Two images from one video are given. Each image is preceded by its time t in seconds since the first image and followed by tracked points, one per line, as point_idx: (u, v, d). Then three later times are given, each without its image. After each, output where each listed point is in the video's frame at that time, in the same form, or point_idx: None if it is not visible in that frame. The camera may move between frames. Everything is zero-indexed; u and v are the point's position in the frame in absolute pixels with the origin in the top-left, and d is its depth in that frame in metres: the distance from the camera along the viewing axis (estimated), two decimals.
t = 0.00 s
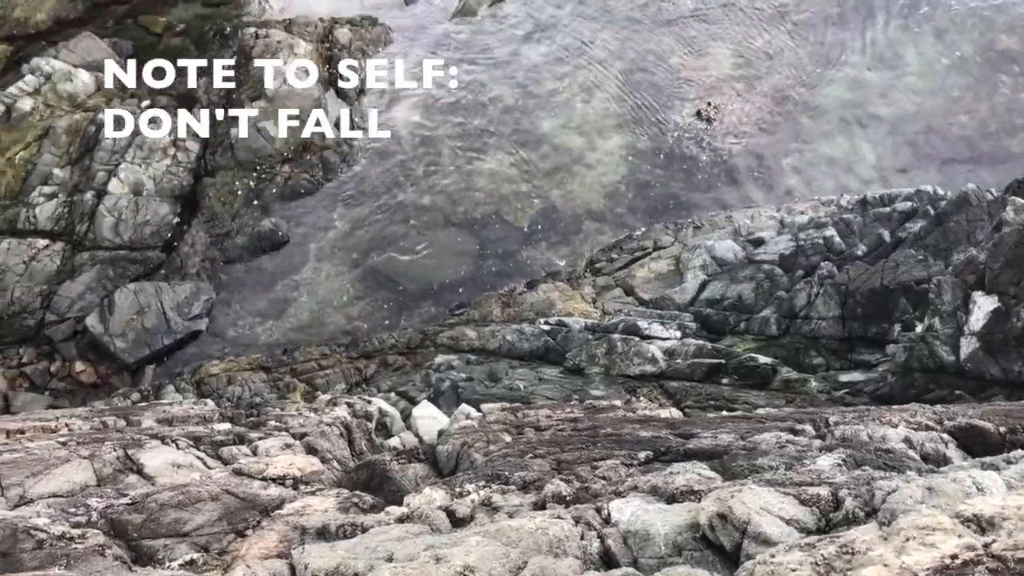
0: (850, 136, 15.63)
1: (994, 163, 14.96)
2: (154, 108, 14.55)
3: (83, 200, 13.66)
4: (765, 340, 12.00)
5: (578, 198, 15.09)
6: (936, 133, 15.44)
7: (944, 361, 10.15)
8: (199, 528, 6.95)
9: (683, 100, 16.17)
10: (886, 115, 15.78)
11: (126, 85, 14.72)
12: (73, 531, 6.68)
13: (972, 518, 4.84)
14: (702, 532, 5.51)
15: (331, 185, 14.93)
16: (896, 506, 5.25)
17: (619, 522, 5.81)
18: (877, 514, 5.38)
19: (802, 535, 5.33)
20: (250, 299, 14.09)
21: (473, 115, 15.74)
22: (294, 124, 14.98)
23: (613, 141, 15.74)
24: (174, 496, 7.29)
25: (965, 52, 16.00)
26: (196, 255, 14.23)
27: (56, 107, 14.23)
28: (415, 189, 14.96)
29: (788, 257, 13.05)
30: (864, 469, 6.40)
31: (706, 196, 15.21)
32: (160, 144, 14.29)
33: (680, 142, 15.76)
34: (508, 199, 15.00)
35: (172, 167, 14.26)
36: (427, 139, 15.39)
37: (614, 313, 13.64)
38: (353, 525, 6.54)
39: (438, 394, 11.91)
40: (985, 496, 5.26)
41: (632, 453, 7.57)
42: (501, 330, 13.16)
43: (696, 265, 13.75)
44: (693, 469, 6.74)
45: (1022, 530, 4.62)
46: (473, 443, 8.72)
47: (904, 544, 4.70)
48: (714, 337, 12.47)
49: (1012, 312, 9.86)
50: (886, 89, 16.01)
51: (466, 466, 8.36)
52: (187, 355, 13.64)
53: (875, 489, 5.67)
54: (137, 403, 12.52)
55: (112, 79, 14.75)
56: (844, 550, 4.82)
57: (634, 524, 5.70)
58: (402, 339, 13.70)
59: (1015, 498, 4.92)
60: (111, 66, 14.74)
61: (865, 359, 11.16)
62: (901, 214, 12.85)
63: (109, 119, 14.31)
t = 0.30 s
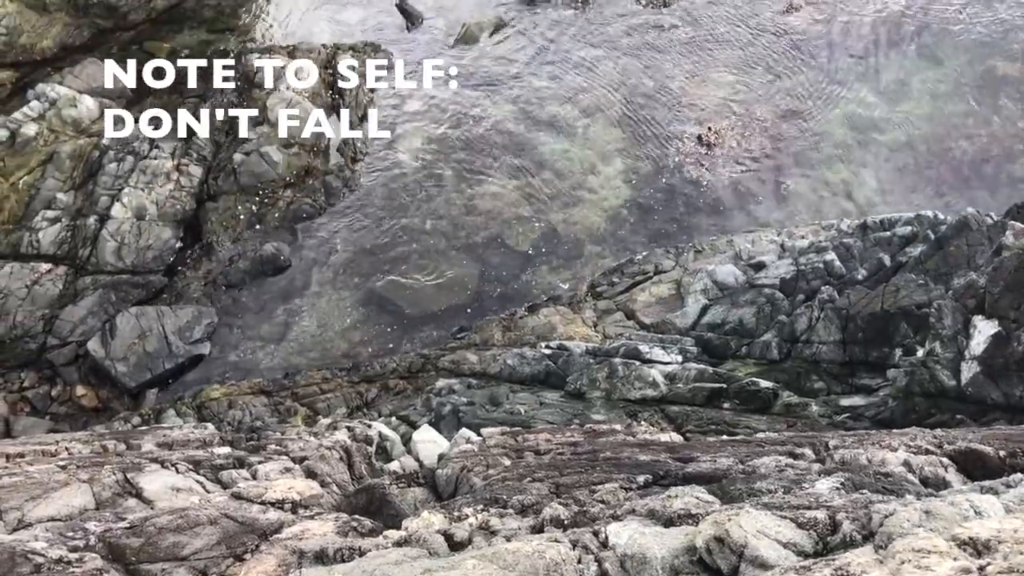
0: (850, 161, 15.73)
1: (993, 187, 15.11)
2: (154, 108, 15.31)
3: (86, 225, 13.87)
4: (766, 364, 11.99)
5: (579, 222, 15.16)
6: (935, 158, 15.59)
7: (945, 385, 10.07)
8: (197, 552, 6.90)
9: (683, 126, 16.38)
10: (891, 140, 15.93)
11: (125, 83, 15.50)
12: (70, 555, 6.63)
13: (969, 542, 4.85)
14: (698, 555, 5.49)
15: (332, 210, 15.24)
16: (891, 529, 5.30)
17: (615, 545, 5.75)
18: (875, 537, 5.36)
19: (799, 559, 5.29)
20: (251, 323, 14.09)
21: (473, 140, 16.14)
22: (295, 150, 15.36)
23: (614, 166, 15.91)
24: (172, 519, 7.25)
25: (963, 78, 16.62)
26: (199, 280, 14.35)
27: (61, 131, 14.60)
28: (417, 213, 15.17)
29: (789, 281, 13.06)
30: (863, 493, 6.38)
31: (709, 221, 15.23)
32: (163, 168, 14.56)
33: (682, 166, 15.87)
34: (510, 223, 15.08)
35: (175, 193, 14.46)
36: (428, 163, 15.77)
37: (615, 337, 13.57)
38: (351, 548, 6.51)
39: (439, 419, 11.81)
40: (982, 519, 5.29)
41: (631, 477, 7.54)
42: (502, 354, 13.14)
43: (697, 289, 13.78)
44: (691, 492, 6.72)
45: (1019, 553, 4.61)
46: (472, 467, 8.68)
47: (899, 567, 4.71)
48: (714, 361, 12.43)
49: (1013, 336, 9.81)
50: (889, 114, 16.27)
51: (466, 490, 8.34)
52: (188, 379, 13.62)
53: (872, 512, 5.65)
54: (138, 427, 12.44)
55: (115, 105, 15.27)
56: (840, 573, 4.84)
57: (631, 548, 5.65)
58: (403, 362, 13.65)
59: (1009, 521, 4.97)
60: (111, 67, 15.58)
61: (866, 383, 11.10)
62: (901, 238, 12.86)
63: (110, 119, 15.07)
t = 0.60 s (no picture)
0: (850, 169, 15.75)
1: (995, 195, 15.08)
2: (154, 109, 16.32)
3: (86, 235, 13.99)
4: (766, 372, 11.97)
5: (580, 231, 15.19)
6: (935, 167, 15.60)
7: (946, 393, 10.02)
8: (195, 561, 6.85)
9: (684, 134, 16.49)
10: (891, 147, 15.97)
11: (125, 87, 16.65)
12: (68, 564, 6.60)
13: (967, 547, 4.84)
14: (697, 562, 5.47)
15: (331, 219, 15.34)
16: (889, 535, 5.28)
17: (614, 553, 5.76)
18: (874, 543, 5.33)
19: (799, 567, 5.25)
20: (251, 333, 14.07)
21: (472, 150, 16.36)
22: (295, 159, 15.49)
23: (614, 176, 16.00)
24: (171, 528, 7.22)
25: (961, 85, 16.72)
26: (199, 289, 14.35)
27: (62, 141, 15.02)
28: (417, 222, 15.30)
29: (789, 289, 13.04)
30: (861, 500, 6.37)
31: (711, 230, 15.17)
32: (163, 178, 14.65)
33: (681, 174, 15.91)
34: (510, 233, 15.16)
35: (175, 203, 14.57)
36: (428, 173, 15.99)
37: (615, 345, 13.44)
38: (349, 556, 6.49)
39: (439, 428, 11.73)
40: (981, 525, 5.26)
41: (630, 485, 7.52)
42: (502, 363, 13.08)
43: (696, 297, 13.75)
44: (689, 499, 6.70)
45: (1017, 557, 4.60)
46: (471, 475, 8.65)
47: (896, 571, 4.70)
48: (714, 369, 12.40)
49: (1013, 342, 9.79)
50: (889, 122, 16.33)
51: (464, 499, 8.31)
52: (188, 389, 13.56)
53: (871, 519, 5.64)
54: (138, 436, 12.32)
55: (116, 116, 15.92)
56: None
57: (628, 554, 5.66)
58: (403, 370, 13.52)
59: (1007, 527, 4.96)
60: (112, 70, 16.92)
61: (866, 392, 11.04)
62: (902, 246, 12.87)
63: (110, 120, 15.82)
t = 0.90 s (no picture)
0: (849, 170, 15.75)
1: (994, 195, 15.07)
2: (154, 110, 16.41)
3: (86, 236, 14.01)
4: (765, 373, 11.97)
5: (579, 231, 15.21)
6: (935, 167, 15.60)
7: (945, 394, 10.01)
8: (194, 562, 6.85)
9: (683, 135, 16.50)
10: (891, 148, 15.97)
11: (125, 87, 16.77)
12: (66, 566, 6.59)
13: (964, 548, 4.84)
14: (694, 562, 5.45)
15: (331, 221, 15.40)
16: (886, 536, 5.29)
17: (611, 554, 5.76)
18: (871, 544, 5.33)
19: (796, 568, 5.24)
20: (250, 333, 14.07)
21: (472, 151, 16.39)
22: (294, 160, 15.48)
23: (613, 177, 16.00)
24: (169, 529, 7.21)
25: (961, 86, 16.73)
26: (199, 291, 14.36)
27: (61, 142, 15.03)
28: (417, 224, 15.35)
29: (789, 290, 13.03)
30: (859, 500, 6.37)
31: (710, 231, 15.17)
32: (163, 179, 14.66)
33: (681, 175, 15.92)
34: (510, 234, 15.18)
35: (175, 204, 14.59)
36: (428, 175, 16.02)
37: (615, 346, 13.40)
38: (347, 557, 6.50)
39: (438, 428, 11.70)
40: (978, 525, 5.26)
41: (629, 485, 7.51)
42: (502, 363, 13.05)
43: (696, 298, 13.72)
44: (687, 500, 6.70)
45: (1014, 558, 4.60)
46: (470, 476, 8.65)
47: (893, 572, 4.69)
48: (713, 370, 12.39)
49: (1011, 343, 9.79)
50: (889, 123, 16.33)
51: (463, 500, 8.31)
52: (188, 390, 13.55)
53: (869, 519, 5.65)
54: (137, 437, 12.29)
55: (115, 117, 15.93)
56: None
57: (626, 555, 5.66)
58: (403, 371, 13.43)
59: (1004, 528, 4.96)
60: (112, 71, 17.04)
61: (866, 392, 11.02)
62: (901, 247, 12.88)
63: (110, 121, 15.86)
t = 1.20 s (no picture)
0: (846, 176, 15.80)
1: (990, 202, 15.16)
2: (153, 116, 16.53)
3: (84, 241, 14.02)
4: (763, 378, 11.98)
5: (578, 237, 15.23)
6: (931, 174, 15.67)
7: (941, 400, 10.02)
8: (192, 569, 6.83)
9: (681, 141, 16.54)
10: (889, 154, 16.02)
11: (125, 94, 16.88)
12: (64, 572, 6.58)
13: (961, 554, 4.85)
14: (692, 569, 5.45)
15: (329, 227, 15.42)
16: (884, 542, 5.29)
17: (609, 560, 5.76)
18: (869, 550, 5.34)
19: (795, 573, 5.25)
20: (248, 339, 14.07)
21: (470, 157, 16.43)
22: (292, 165, 15.51)
23: (611, 183, 16.04)
24: (167, 536, 7.19)
25: (957, 93, 16.81)
26: (197, 296, 14.37)
27: (60, 148, 15.09)
28: (415, 229, 15.38)
29: (786, 295, 13.05)
30: (856, 506, 6.39)
31: (707, 237, 15.22)
32: (161, 185, 14.68)
33: (678, 181, 15.95)
34: (507, 239, 15.20)
35: (173, 210, 14.61)
36: (426, 180, 16.04)
37: (613, 351, 13.37)
38: (345, 563, 6.50)
39: (436, 434, 11.69)
40: (975, 531, 5.28)
41: (626, 491, 7.52)
42: (500, 369, 13.04)
43: (693, 304, 13.71)
44: (684, 505, 6.72)
45: (1010, 565, 4.62)
46: (468, 482, 8.65)
47: None
48: (710, 376, 12.39)
49: (1007, 349, 9.82)
50: (886, 129, 16.40)
51: (461, 506, 8.31)
52: (186, 396, 13.54)
53: (865, 525, 5.66)
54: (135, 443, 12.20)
55: (113, 122, 15.98)
56: None
57: (624, 561, 5.66)
58: (400, 377, 13.41)
59: (1001, 534, 4.98)
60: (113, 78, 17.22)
61: (862, 398, 11.03)
62: (897, 253, 12.92)
63: (109, 126, 15.89)
